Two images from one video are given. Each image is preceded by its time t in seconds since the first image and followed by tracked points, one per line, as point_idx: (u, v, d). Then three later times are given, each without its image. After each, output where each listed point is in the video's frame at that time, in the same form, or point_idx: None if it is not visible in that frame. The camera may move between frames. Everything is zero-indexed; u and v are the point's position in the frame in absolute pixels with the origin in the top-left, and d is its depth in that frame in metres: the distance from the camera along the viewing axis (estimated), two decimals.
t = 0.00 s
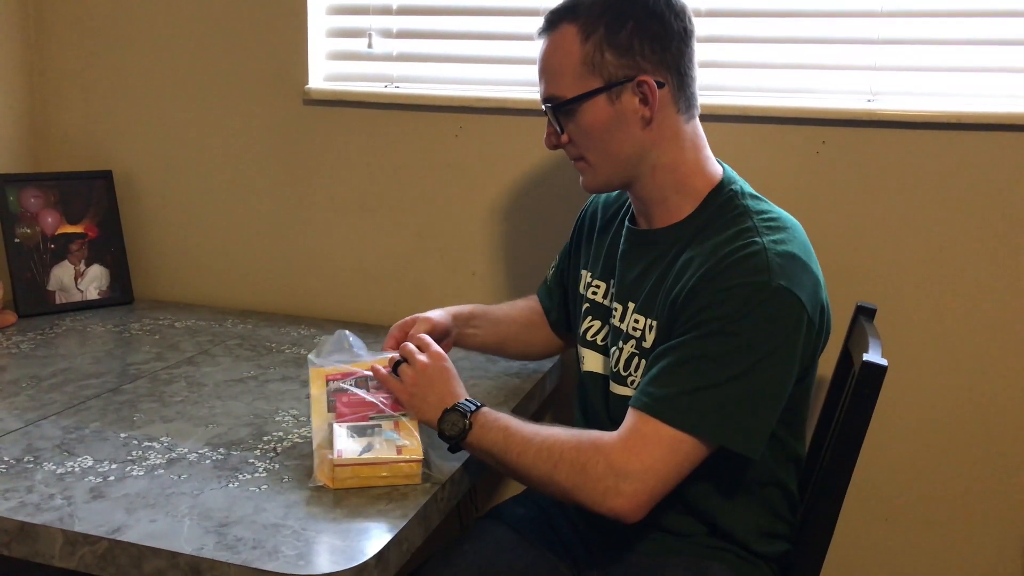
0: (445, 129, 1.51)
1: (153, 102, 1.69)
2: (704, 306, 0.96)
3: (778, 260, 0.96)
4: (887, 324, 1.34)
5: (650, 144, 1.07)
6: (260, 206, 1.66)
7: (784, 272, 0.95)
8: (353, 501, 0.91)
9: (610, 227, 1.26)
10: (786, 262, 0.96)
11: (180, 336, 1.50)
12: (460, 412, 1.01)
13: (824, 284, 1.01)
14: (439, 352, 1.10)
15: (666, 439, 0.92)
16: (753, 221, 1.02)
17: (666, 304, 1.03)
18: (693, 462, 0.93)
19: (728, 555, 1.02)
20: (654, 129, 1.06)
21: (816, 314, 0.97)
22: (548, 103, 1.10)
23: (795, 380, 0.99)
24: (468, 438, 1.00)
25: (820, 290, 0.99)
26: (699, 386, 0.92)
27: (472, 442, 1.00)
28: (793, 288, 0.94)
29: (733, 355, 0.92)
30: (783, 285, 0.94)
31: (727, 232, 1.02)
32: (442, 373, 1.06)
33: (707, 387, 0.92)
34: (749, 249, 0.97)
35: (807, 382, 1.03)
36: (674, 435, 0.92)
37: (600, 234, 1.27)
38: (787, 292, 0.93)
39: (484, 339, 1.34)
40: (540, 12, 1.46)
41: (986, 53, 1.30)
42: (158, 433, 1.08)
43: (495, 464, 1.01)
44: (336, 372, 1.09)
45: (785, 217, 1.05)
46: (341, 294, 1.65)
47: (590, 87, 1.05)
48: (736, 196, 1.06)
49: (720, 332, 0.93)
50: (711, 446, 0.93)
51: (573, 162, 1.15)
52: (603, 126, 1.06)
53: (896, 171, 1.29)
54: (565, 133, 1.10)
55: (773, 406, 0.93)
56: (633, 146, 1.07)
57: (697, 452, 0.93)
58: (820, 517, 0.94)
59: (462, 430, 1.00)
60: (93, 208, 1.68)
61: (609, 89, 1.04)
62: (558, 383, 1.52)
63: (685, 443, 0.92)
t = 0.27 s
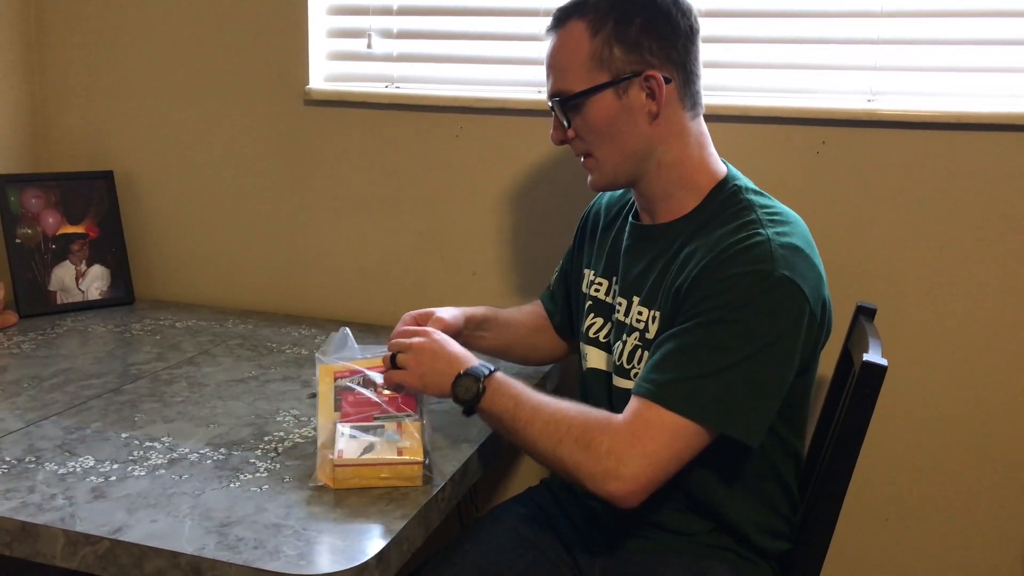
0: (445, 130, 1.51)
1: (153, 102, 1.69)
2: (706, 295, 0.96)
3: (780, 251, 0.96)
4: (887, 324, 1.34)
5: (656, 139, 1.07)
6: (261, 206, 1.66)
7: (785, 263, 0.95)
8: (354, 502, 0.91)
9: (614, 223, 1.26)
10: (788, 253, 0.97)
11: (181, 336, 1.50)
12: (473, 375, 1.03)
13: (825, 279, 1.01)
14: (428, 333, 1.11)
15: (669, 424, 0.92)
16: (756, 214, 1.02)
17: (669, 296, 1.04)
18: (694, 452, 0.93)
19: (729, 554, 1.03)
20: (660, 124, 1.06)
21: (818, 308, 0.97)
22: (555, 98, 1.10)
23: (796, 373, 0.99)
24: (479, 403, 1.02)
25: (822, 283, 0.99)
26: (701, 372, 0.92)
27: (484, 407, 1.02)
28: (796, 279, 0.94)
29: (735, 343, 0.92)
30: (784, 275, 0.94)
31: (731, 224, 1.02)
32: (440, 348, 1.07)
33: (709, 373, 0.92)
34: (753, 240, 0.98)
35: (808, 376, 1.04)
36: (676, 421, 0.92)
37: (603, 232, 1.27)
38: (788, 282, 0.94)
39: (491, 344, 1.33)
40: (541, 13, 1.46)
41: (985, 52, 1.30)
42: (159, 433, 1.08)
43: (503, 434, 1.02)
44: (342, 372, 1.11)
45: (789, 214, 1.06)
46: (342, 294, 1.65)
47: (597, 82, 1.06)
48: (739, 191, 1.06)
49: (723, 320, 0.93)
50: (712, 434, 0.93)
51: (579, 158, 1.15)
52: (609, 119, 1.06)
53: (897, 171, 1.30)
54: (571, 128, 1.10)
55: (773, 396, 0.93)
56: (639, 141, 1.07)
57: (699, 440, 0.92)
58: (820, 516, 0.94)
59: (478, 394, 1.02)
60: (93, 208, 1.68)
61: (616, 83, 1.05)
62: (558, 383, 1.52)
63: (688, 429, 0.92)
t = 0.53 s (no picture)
0: (445, 130, 1.51)
1: (153, 102, 1.69)
2: (706, 284, 0.96)
3: (780, 241, 0.96)
4: (887, 324, 1.34)
5: (662, 134, 1.07)
6: (261, 206, 1.66)
7: (786, 252, 0.95)
8: (353, 502, 0.91)
9: (615, 218, 1.26)
10: (788, 243, 0.97)
11: (180, 336, 1.50)
12: (470, 357, 1.04)
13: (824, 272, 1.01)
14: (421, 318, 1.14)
15: (666, 409, 0.91)
16: (757, 206, 1.03)
17: (669, 286, 1.03)
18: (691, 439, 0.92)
19: (729, 554, 1.03)
20: (667, 119, 1.07)
21: (817, 300, 0.97)
22: (562, 91, 1.10)
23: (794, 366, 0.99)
24: (479, 382, 1.03)
25: (821, 276, 0.99)
26: (701, 357, 0.92)
27: (484, 386, 1.03)
28: (796, 269, 0.94)
29: (735, 330, 0.92)
30: (784, 264, 0.94)
31: (733, 216, 1.03)
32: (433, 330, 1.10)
33: (708, 359, 0.91)
34: (754, 230, 0.98)
35: (806, 371, 1.04)
36: (673, 406, 0.91)
37: (603, 228, 1.27)
38: (788, 271, 0.94)
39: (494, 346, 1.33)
40: (540, 13, 1.46)
41: (985, 52, 1.30)
42: (158, 434, 1.08)
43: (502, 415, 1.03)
44: (346, 368, 1.09)
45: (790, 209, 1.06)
46: (341, 294, 1.65)
47: (606, 75, 1.06)
48: (740, 184, 1.07)
49: (724, 308, 0.93)
50: (713, 422, 0.93)
51: (584, 153, 1.14)
52: (617, 113, 1.06)
53: (896, 170, 1.29)
54: (578, 122, 1.10)
55: (772, 385, 0.92)
56: (646, 135, 1.07)
57: (696, 427, 0.92)
58: (819, 515, 0.94)
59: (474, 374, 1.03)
60: (93, 209, 1.68)
61: (625, 77, 1.05)
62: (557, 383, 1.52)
63: (686, 415, 0.91)
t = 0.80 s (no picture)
0: (443, 129, 1.50)
1: (151, 102, 1.69)
2: (702, 285, 0.96)
3: (775, 241, 0.96)
4: (886, 323, 1.34)
5: (660, 131, 1.07)
6: (259, 206, 1.66)
7: (781, 253, 0.95)
8: (351, 503, 0.91)
9: (612, 215, 1.26)
10: (782, 243, 0.96)
11: (179, 337, 1.50)
12: (473, 372, 1.03)
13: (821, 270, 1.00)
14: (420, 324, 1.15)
15: (667, 419, 0.92)
16: (753, 206, 1.02)
17: (664, 285, 1.03)
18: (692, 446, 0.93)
19: (728, 553, 1.02)
20: (665, 116, 1.07)
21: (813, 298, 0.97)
22: (561, 89, 1.10)
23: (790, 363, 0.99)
24: (483, 396, 1.02)
25: (817, 275, 0.98)
26: (697, 363, 0.92)
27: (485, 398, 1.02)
28: (791, 269, 0.94)
29: (730, 333, 0.92)
30: (779, 265, 0.93)
31: (727, 215, 1.02)
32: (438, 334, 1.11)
33: (705, 364, 0.92)
34: (749, 230, 0.97)
35: (805, 369, 1.04)
36: (673, 414, 0.92)
37: (601, 225, 1.27)
38: (783, 272, 0.93)
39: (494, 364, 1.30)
40: (538, 12, 1.46)
41: (983, 51, 1.30)
42: (155, 434, 1.08)
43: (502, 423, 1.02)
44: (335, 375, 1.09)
45: (785, 206, 1.05)
46: (340, 294, 1.65)
47: (604, 72, 1.06)
48: (736, 183, 1.06)
49: (719, 310, 0.93)
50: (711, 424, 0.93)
51: (583, 150, 1.14)
52: (616, 110, 1.06)
53: (894, 169, 1.29)
54: (576, 119, 1.10)
55: (769, 386, 0.92)
56: (644, 132, 1.07)
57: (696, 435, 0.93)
58: (818, 514, 0.94)
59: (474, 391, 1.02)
60: (91, 209, 1.68)
61: (623, 74, 1.05)
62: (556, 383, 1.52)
63: (683, 423, 0.92)
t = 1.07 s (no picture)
0: (442, 130, 1.50)
1: (150, 103, 1.69)
2: (703, 290, 0.96)
3: (774, 244, 0.96)
4: (885, 323, 1.34)
5: (657, 132, 1.07)
6: (258, 207, 1.66)
7: (780, 256, 0.95)
8: (351, 504, 0.91)
9: (612, 217, 1.26)
10: (782, 247, 0.96)
11: (178, 338, 1.50)
12: (482, 395, 1.03)
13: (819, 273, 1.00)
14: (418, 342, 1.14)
15: (673, 426, 0.92)
16: (751, 208, 1.02)
17: (663, 288, 1.03)
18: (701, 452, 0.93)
19: (727, 553, 1.02)
20: (662, 118, 1.07)
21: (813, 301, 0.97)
22: (557, 92, 1.10)
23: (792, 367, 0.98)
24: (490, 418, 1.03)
25: (816, 277, 0.99)
26: (701, 374, 0.92)
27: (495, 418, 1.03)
28: (790, 272, 0.94)
29: (732, 337, 0.92)
30: (779, 269, 0.94)
31: (725, 219, 1.02)
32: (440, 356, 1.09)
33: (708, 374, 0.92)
34: (746, 234, 0.97)
35: (805, 368, 1.03)
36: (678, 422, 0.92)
37: (599, 227, 1.27)
38: (783, 275, 0.93)
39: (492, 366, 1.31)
40: (537, 12, 1.46)
41: (982, 51, 1.30)
42: (155, 435, 1.08)
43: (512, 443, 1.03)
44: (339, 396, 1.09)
45: (781, 207, 1.05)
46: (340, 295, 1.65)
47: (601, 74, 1.06)
48: (734, 186, 1.06)
49: (719, 319, 0.93)
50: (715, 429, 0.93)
51: (580, 152, 1.14)
52: (613, 112, 1.06)
53: (893, 169, 1.29)
54: (574, 122, 1.10)
55: (772, 389, 0.92)
56: (641, 134, 1.07)
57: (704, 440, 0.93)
58: (818, 515, 0.94)
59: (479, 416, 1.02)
60: (90, 210, 1.68)
61: (619, 76, 1.05)
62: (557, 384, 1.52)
63: (689, 433, 0.93)
